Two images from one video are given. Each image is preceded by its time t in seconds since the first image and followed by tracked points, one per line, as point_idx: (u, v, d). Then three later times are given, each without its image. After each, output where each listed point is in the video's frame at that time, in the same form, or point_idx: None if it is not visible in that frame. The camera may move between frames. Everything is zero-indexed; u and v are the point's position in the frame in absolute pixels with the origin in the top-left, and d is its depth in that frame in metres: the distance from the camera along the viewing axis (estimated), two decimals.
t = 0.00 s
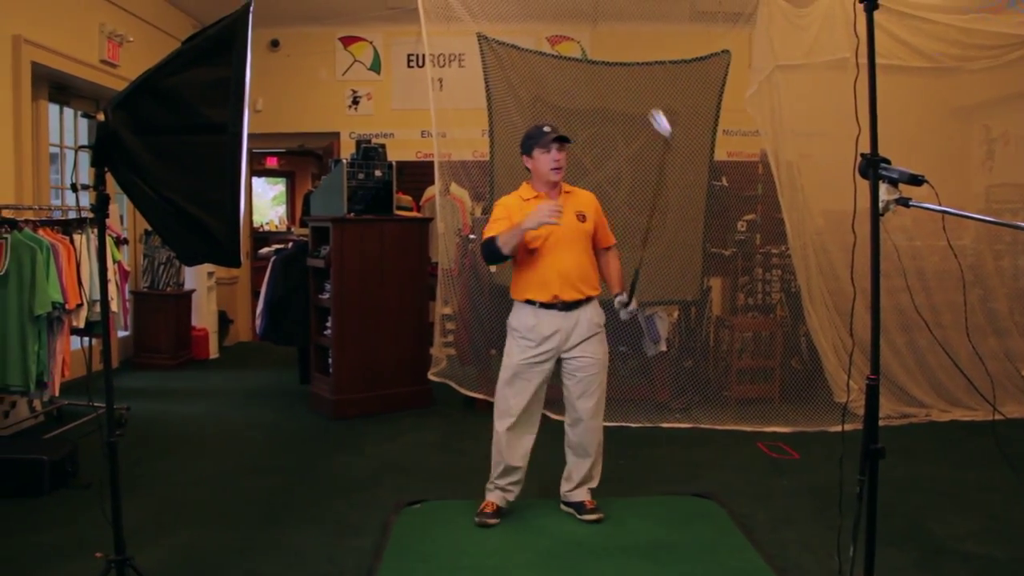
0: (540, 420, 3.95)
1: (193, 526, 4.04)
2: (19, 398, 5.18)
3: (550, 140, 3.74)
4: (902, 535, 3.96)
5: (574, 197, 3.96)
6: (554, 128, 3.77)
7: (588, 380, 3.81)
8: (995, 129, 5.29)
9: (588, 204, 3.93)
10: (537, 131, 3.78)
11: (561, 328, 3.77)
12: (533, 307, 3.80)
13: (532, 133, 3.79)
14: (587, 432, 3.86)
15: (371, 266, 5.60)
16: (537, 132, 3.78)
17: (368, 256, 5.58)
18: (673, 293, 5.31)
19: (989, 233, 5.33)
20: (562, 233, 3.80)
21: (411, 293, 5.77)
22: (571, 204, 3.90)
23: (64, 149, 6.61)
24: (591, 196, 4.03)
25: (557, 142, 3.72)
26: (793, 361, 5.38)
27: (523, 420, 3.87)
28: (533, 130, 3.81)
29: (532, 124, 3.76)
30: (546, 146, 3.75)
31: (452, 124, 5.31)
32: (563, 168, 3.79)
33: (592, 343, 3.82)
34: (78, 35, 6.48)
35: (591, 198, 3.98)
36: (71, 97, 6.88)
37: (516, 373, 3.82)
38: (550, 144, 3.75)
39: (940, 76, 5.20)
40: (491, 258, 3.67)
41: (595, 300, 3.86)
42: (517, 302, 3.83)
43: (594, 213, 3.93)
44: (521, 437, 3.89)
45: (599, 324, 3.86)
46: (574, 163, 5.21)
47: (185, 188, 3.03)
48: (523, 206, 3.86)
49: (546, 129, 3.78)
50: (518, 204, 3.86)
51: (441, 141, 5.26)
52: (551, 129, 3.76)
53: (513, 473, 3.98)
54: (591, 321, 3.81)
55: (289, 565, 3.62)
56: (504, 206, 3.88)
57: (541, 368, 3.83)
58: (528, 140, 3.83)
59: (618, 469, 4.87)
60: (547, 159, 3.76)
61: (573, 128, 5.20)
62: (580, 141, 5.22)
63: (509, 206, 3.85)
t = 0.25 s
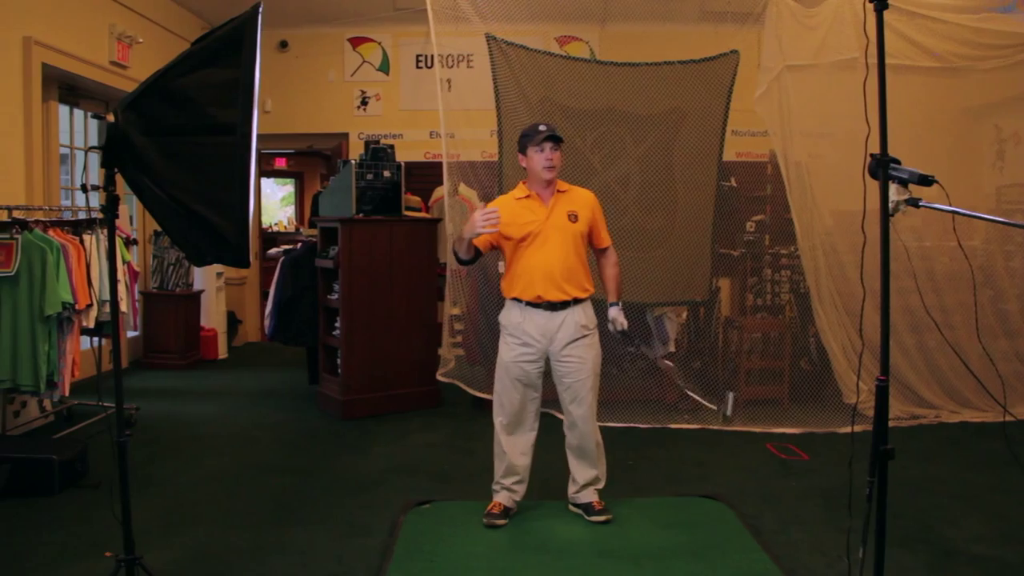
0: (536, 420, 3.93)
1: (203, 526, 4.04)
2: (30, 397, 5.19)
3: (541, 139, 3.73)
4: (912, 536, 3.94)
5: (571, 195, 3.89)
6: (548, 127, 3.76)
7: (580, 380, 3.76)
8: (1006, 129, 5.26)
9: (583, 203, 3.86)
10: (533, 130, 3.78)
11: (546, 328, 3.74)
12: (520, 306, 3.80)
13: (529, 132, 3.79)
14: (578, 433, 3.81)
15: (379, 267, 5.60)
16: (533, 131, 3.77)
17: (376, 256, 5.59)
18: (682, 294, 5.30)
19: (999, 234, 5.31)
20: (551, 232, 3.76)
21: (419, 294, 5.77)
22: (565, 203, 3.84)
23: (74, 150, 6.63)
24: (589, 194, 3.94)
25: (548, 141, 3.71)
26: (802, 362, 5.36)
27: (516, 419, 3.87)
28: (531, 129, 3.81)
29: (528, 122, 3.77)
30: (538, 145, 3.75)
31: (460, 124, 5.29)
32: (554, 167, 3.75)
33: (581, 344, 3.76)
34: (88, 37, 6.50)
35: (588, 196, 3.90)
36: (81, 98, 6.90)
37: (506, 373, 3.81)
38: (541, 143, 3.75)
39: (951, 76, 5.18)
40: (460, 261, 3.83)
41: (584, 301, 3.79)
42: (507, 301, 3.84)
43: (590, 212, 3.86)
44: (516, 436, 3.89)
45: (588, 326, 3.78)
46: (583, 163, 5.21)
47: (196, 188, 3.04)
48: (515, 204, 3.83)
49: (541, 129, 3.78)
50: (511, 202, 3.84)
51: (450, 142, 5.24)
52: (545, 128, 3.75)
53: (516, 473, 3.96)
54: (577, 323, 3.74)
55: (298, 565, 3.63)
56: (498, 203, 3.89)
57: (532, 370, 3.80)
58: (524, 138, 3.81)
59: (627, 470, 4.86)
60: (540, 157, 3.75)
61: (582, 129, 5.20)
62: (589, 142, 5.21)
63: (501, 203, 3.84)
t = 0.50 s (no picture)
0: (529, 421, 3.91)
1: (208, 526, 4.04)
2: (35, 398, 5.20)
3: (527, 140, 3.72)
4: (919, 537, 3.93)
5: (562, 195, 3.86)
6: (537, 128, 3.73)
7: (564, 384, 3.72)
8: (1014, 129, 5.24)
9: (573, 204, 3.83)
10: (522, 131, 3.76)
11: (529, 329, 3.74)
12: (507, 306, 3.82)
13: (517, 132, 3.77)
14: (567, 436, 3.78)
15: (384, 267, 5.60)
16: (521, 131, 3.76)
17: (381, 256, 5.58)
18: (688, 294, 5.29)
19: (1007, 234, 5.29)
20: (538, 234, 3.75)
21: (425, 294, 5.76)
22: (554, 204, 3.82)
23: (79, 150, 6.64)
24: (581, 195, 3.91)
25: (535, 142, 3.70)
26: (809, 362, 5.35)
27: (504, 421, 3.87)
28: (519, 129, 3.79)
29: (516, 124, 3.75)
30: (527, 147, 3.74)
31: (465, 124, 5.32)
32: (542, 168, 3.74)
33: (566, 347, 3.72)
34: (94, 37, 6.50)
35: (579, 196, 3.87)
36: (87, 98, 6.91)
37: (492, 373, 3.83)
38: (530, 145, 3.73)
39: (958, 76, 5.16)
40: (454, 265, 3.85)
41: (572, 303, 3.76)
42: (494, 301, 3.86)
43: (579, 213, 3.83)
44: (508, 438, 3.89)
45: (575, 330, 3.74)
46: (589, 164, 5.21)
47: (202, 191, 3.03)
48: (506, 206, 3.85)
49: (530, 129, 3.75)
50: (501, 204, 3.86)
51: (455, 142, 5.25)
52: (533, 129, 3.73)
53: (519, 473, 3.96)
54: (562, 327, 3.71)
55: (303, 566, 3.62)
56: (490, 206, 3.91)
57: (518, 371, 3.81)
58: (513, 139, 3.81)
59: (632, 471, 4.85)
60: (528, 159, 3.74)
61: (588, 129, 5.20)
62: (595, 142, 5.21)
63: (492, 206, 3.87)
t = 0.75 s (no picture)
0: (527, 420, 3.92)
1: (210, 526, 4.04)
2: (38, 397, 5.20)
3: (521, 139, 3.72)
4: (923, 537, 3.93)
5: (553, 195, 3.88)
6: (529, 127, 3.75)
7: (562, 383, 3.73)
8: (1017, 129, 5.24)
9: (565, 203, 3.85)
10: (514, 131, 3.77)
11: (526, 329, 3.73)
12: (502, 307, 3.80)
13: (509, 132, 3.78)
14: (565, 436, 3.78)
15: (387, 267, 5.60)
16: (513, 131, 3.76)
17: (383, 256, 5.58)
18: (690, 293, 5.29)
19: (1011, 233, 5.29)
20: (532, 234, 3.75)
21: (428, 294, 5.76)
22: (546, 203, 3.83)
23: (82, 150, 6.64)
24: (572, 195, 3.93)
25: (530, 141, 3.70)
26: (812, 362, 5.35)
27: (502, 422, 3.87)
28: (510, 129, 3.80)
29: (508, 123, 3.77)
30: (520, 146, 3.75)
31: (469, 124, 5.34)
32: (535, 168, 3.75)
33: (563, 347, 3.72)
34: (97, 37, 6.51)
35: (571, 197, 3.89)
36: (89, 98, 6.91)
37: (490, 374, 3.82)
38: (524, 144, 3.75)
39: (962, 75, 5.16)
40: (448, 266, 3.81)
41: (566, 303, 3.77)
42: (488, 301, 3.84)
43: (571, 213, 3.85)
44: (506, 438, 3.88)
45: (571, 329, 3.75)
46: (591, 163, 5.21)
47: (205, 190, 3.03)
48: (497, 206, 3.83)
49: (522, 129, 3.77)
50: (492, 204, 3.85)
51: (458, 141, 5.29)
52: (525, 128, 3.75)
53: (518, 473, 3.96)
54: (558, 326, 3.71)
55: (307, 565, 3.62)
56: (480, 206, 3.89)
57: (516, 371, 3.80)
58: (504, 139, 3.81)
59: (635, 471, 4.85)
60: (521, 159, 3.75)
61: (591, 128, 5.20)
62: (598, 142, 5.21)
63: (484, 207, 3.85)
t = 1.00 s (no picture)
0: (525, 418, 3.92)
1: (211, 526, 4.03)
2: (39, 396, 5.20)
3: (519, 140, 3.73)
4: (925, 537, 3.93)
5: (547, 196, 3.89)
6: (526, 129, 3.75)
7: (565, 380, 3.74)
8: (1018, 128, 5.24)
9: (561, 204, 3.88)
10: (510, 132, 3.77)
11: (528, 329, 3.73)
12: (502, 307, 3.78)
13: (504, 132, 3.77)
14: (567, 435, 3.78)
15: (388, 267, 5.60)
16: (509, 132, 3.76)
17: (384, 256, 5.59)
18: (692, 293, 5.29)
19: (1012, 233, 5.29)
20: (532, 235, 3.76)
21: (429, 294, 5.76)
22: (543, 204, 3.84)
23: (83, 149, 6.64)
24: (566, 194, 3.96)
25: (530, 143, 3.71)
26: (813, 362, 5.34)
27: (505, 423, 3.86)
28: (505, 130, 3.79)
29: (505, 125, 3.76)
30: (517, 146, 3.75)
31: (471, 124, 5.34)
32: (533, 169, 3.76)
33: (564, 345, 3.74)
34: (99, 37, 6.51)
35: (566, 197, 3.92)
36: (90, 98, 6.91)
37: (492, 376, 3.81)
38: (521, 144, 3.74)
39: (964, 75, 5.16)
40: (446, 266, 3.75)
41: (565, 302, 3.80)
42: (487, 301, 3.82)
43: (567, 214, 3.89)
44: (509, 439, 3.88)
45: (570, 327, 3.78)
46: (593, 163, 5.21)
47: (206, 191, 3.03)
48: (493, 207, 3.82)
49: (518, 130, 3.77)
50: (488, 205, 3.82)
51: (461, 141, 5.26)
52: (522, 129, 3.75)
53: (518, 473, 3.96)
54: (560, 324, 3.73)
55: (308, 565, 3.62)
56: (474, 206, 3.85)
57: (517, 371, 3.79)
58: (499, 139, 3.80)
59: (637, 470, 4.85)
60: (518, 159, 3.75)
61: (593, 128, 5.20)
62: (600, 142, 5.21)
63: (479, 208, 3.82)
